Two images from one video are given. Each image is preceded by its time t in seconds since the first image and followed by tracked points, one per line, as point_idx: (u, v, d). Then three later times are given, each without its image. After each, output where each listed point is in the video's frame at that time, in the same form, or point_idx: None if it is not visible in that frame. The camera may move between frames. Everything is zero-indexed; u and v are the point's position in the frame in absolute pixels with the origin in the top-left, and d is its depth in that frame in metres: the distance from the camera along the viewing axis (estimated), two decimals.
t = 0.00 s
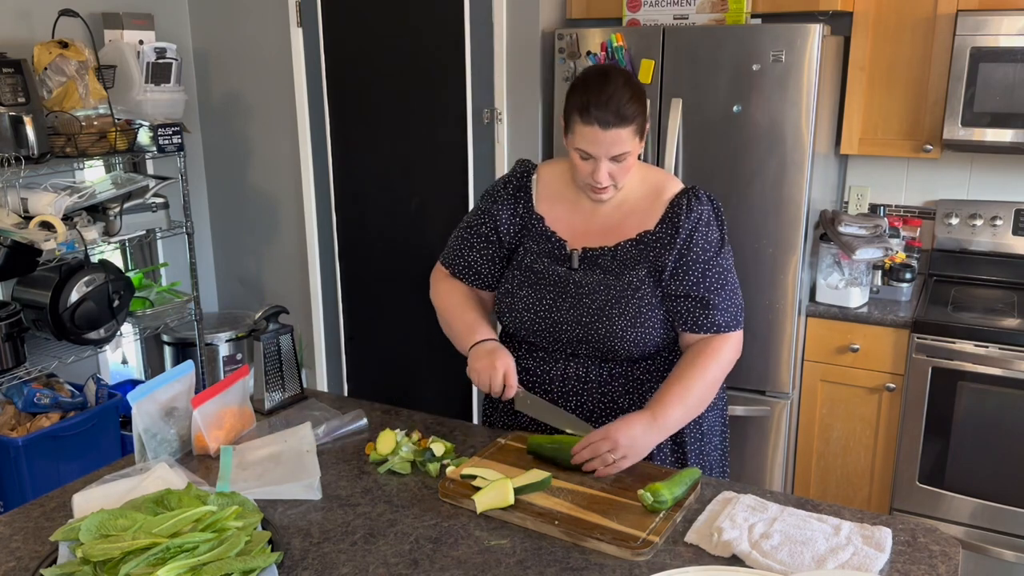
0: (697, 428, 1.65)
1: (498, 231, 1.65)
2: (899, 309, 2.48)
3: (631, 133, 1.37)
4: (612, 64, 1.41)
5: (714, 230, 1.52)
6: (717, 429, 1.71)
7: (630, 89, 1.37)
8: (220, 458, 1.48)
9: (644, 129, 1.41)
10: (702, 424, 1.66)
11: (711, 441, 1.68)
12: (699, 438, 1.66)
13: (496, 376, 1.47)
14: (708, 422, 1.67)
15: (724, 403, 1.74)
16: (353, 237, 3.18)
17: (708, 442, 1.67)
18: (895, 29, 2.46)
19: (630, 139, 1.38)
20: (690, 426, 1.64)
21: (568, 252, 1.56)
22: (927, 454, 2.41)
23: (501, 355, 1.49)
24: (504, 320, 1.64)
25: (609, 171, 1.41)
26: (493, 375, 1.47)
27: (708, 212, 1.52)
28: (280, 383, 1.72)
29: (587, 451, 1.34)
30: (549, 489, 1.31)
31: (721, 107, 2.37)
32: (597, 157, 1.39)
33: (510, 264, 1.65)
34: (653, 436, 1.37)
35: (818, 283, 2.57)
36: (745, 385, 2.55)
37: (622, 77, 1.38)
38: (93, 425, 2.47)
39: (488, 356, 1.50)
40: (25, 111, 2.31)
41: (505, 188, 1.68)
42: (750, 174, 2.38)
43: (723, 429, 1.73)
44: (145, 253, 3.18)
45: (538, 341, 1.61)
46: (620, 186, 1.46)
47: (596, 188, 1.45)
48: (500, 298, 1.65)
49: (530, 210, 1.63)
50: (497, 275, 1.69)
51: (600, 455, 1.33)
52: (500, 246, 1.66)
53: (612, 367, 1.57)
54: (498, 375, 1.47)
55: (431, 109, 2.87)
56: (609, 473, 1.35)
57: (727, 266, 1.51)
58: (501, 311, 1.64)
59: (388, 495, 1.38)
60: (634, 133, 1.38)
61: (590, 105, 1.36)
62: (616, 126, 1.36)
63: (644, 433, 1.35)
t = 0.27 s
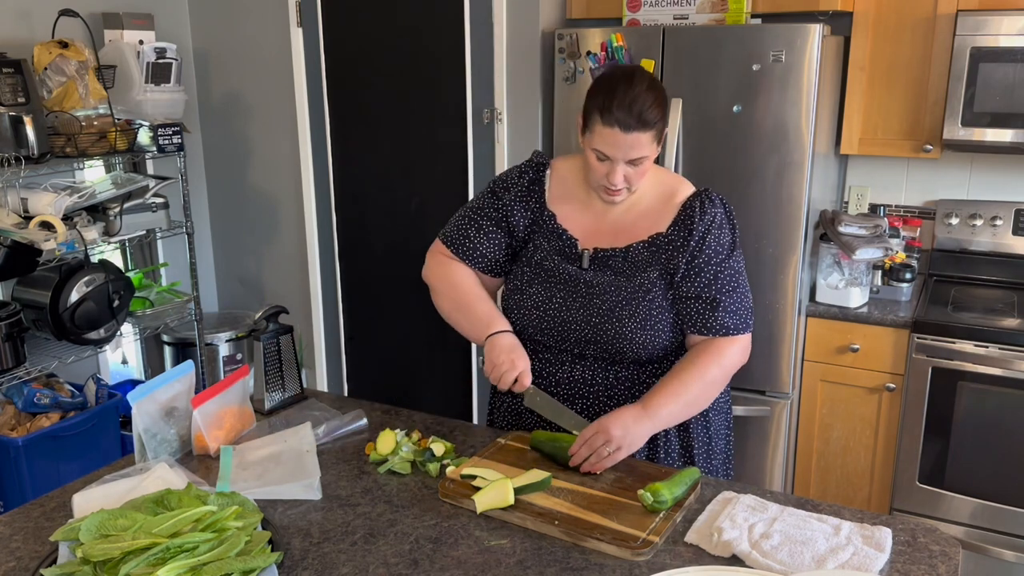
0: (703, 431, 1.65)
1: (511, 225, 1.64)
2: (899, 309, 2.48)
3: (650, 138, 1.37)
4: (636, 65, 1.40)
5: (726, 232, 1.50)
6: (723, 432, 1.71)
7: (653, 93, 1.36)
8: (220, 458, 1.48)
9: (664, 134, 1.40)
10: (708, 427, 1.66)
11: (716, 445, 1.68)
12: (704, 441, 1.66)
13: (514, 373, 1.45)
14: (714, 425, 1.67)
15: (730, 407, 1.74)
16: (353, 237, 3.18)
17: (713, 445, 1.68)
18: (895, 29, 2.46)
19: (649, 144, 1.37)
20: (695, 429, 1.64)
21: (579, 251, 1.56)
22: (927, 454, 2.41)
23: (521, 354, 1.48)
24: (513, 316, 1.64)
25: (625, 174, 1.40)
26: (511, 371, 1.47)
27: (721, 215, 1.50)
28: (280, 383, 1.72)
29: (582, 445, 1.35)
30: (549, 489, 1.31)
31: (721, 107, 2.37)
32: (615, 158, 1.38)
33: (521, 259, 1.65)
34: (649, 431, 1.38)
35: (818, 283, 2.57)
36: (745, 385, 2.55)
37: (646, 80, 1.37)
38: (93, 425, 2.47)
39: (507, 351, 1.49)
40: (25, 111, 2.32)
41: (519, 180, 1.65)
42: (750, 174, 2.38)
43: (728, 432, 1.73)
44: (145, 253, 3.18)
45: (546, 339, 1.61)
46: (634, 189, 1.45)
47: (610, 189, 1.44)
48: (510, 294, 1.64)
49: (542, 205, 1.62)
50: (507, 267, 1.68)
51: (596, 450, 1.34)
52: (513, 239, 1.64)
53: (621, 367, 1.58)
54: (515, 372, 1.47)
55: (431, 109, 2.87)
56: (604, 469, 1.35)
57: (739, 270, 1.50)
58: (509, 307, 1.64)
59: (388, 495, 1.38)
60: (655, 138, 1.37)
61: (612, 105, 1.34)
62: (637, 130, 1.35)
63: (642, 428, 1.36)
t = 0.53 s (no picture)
0: (707, 433, 1.65)
1: (520, 218, 1.62)
2: (899, 309, 2.48)
3: (663, 141, 1.36)
4: (651, 66, 1.40)
5: (731, 227, 1.50)
6: (727, 435, 1.71)
7: (668, 95, 1.36)
8: (220, 458, 1.48)
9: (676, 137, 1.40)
10: (712, 429, 1.66)
11: (721, 447, 1.68)
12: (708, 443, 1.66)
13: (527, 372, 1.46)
14: (719, 427, 1.67)
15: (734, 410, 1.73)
16: (353, 237, 3.18)
17: (717, 447, 1.67)
18: (895, 29, 2.46)
19: (661, 147, 1.37)
20: (700, 431, 1.64)
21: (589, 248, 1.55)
22: (927, 454, 2.41)
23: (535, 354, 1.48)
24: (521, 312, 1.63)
25: (635, 175, 1.40)
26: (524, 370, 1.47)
27: (727, 209, 1.50)
28: (280, 383, 1.71)
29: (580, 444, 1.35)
30: (549, 489, 1.32)
31: (721, 107, 2.37)
32: (626, 159, 1.38)
33: (530, 253, 1.63)
34: (644, 431, 1.38)
35: (818, 283, 2.57)
36: (745, 385, 2.55)
37: (661, 82, 1.36)
38: (93, 425, 2.47)
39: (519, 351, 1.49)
40: (25, 112, 2.32)
41: (530, 172, 1.63)
42: (750, 174, 2.38)
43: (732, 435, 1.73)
44: (145, 253, 3.18)
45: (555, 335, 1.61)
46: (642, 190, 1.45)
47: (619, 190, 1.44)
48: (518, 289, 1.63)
49: (552, 199, 1.61)
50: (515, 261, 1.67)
51: (595, 448, 1.34)
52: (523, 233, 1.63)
53: (628, 366, 1.58)
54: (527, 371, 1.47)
55: (431, 109, 2.87)
56: (602, 467, 1.35)
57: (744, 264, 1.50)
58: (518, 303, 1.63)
59: (388, 495, 1.38)
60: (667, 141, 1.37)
61: (627, 105, 1.34)
62: (650, 132, 1.35)
63: (637, 427, 1.37)
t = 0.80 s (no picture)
0: (708, 433, 1.65)
1: (529, 211, 1.60)
2: (899, 309, 2.48)
3: (667, 145, 1.36)
4: (659, 67, 1.40)
5: (732, 221, 1.51)
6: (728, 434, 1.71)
7: (674, 98, 1.35)
8: (220, 458, 1.48)
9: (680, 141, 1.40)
10: (713, 429, 1.66)
11: (721, 447, 1.69)
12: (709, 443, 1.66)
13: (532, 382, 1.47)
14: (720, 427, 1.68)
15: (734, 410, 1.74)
16: (353, 237, 3.18)
17: (717, 447, 1.68)
18: (895, 29, 2.46)
19: (665, 151, 1.37)
20: (701, 430, 1.64)
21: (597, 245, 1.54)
22: (927, 454, 2.41)
23: (540, 361, 1.49)
24: (528, 309, 1.61)
25: (638, 178, 1.40)
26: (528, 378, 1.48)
27: (727, 202, 1.51)
28: (280, 383, 1.71)
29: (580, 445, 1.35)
30: (549, 489, 1.32)
31: (721, 107, 2.37)
32: (630, 162, 1.38)
33: (536, 247, 1.62)
34: (642, 431, 1.38)
35: (818, 283, 2.57)
36: (745, 385, 2.55)
37: (668, 85, 1.36)
38: (93, 425, 2.47)
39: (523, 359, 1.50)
40: (25, 111, 2.33)
41: (534, 164, 1.62)
42: (749, 174, 2.38)
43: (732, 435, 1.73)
44: (145, 252, 3.18)
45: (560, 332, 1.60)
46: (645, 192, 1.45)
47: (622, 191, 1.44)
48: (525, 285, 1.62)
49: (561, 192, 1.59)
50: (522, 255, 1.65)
51: (594, 448, 1.34)
52: (528, 227, 1.61)
53: (632, 361, 1.58)
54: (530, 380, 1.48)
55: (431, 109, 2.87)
56: (602, 467, 1.35)
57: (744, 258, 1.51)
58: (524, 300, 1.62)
59: (388, 495, 1.38)
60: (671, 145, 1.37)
61: (633, 107, 1.34)
62: (655, 136, 1.34)
63: (634, 428, 1.37)
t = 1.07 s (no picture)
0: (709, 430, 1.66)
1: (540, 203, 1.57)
2: (899, 309, 2.48)
3: (667, 148, 1.36)
4: (660, 69, 1.39)
5: (729, 213, 1.52)
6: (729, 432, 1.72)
7: (676, 101, 1.35)
8: (220, 458, 1.48)
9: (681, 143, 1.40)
10: (713, 426, 1.67)
11: (722, 444, 1.69)
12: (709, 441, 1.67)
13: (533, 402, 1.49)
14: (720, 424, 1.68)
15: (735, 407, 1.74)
16: (353, 237, 3.18)
17: (718, 444, 1.68)
18: (895, 29, 2.46)
19: (666, 154, 1.36)
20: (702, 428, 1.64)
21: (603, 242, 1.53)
22: (927, 454, 2.41)
23: (542, 382, 1.51)
24: (533, 306, 1.60)
25: (638, 180, 1.40)
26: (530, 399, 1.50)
27: (723, 195, 1.52)
28: (280, 382, 1.71)
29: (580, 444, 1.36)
30: (549, 489, 1.32)
31: (721, 107, 2.37)
32: (631, 165, 1.37)
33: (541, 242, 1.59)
34: (639, 428, 1.38)
35: (818, 283, 2.57)
36: (745, 385, 2.55)
37: (669, 87, 1.36)
38: (93, 425, 2.47)
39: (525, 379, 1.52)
40: (25, 111, 2.33)
41: (545, 156, 1.58)
42: (749, 174, 2.38)
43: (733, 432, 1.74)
44: (145, 252, 3.18)
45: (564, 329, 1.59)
46: (645, 194, 1.45)
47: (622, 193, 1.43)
48: (529, 281, 1.60)
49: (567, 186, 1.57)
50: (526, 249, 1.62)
51: (592, 447, 1.35)
52: (540, 221, 1.58)
53: (635, 359, 1.59)
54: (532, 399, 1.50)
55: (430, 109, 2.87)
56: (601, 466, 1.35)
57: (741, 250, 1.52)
58: (528, 298, 1.60)
59: (388, 495, 1.38)
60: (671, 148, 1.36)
61: (634, 110, 1.34)
62: (655, 139, 1.34)
63: (632, 425, 1.37)
